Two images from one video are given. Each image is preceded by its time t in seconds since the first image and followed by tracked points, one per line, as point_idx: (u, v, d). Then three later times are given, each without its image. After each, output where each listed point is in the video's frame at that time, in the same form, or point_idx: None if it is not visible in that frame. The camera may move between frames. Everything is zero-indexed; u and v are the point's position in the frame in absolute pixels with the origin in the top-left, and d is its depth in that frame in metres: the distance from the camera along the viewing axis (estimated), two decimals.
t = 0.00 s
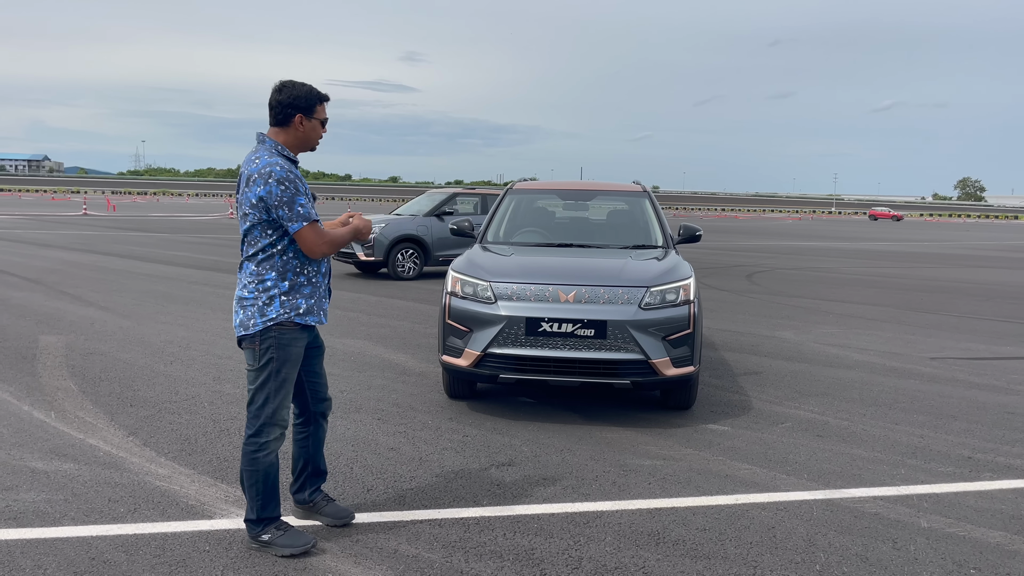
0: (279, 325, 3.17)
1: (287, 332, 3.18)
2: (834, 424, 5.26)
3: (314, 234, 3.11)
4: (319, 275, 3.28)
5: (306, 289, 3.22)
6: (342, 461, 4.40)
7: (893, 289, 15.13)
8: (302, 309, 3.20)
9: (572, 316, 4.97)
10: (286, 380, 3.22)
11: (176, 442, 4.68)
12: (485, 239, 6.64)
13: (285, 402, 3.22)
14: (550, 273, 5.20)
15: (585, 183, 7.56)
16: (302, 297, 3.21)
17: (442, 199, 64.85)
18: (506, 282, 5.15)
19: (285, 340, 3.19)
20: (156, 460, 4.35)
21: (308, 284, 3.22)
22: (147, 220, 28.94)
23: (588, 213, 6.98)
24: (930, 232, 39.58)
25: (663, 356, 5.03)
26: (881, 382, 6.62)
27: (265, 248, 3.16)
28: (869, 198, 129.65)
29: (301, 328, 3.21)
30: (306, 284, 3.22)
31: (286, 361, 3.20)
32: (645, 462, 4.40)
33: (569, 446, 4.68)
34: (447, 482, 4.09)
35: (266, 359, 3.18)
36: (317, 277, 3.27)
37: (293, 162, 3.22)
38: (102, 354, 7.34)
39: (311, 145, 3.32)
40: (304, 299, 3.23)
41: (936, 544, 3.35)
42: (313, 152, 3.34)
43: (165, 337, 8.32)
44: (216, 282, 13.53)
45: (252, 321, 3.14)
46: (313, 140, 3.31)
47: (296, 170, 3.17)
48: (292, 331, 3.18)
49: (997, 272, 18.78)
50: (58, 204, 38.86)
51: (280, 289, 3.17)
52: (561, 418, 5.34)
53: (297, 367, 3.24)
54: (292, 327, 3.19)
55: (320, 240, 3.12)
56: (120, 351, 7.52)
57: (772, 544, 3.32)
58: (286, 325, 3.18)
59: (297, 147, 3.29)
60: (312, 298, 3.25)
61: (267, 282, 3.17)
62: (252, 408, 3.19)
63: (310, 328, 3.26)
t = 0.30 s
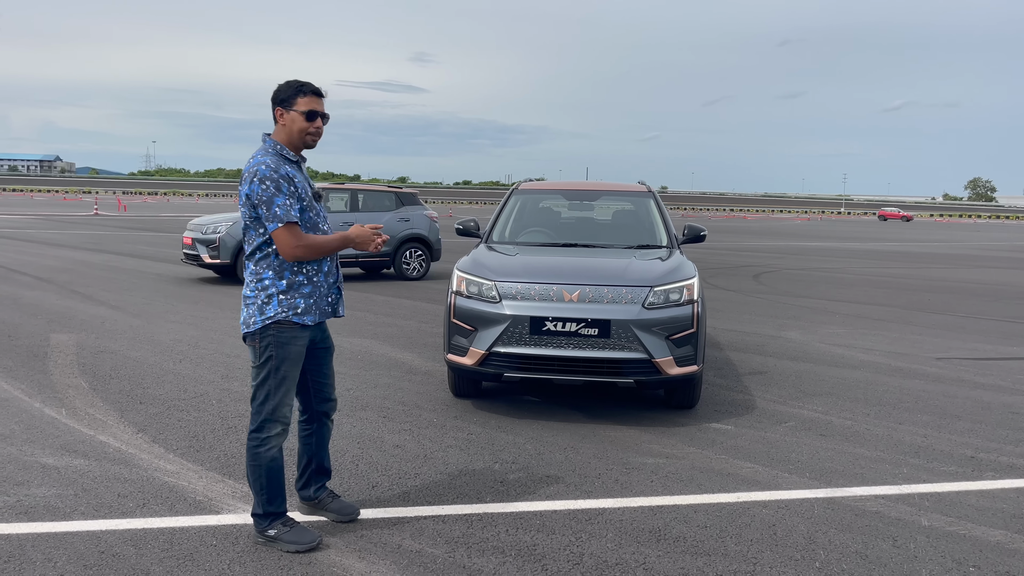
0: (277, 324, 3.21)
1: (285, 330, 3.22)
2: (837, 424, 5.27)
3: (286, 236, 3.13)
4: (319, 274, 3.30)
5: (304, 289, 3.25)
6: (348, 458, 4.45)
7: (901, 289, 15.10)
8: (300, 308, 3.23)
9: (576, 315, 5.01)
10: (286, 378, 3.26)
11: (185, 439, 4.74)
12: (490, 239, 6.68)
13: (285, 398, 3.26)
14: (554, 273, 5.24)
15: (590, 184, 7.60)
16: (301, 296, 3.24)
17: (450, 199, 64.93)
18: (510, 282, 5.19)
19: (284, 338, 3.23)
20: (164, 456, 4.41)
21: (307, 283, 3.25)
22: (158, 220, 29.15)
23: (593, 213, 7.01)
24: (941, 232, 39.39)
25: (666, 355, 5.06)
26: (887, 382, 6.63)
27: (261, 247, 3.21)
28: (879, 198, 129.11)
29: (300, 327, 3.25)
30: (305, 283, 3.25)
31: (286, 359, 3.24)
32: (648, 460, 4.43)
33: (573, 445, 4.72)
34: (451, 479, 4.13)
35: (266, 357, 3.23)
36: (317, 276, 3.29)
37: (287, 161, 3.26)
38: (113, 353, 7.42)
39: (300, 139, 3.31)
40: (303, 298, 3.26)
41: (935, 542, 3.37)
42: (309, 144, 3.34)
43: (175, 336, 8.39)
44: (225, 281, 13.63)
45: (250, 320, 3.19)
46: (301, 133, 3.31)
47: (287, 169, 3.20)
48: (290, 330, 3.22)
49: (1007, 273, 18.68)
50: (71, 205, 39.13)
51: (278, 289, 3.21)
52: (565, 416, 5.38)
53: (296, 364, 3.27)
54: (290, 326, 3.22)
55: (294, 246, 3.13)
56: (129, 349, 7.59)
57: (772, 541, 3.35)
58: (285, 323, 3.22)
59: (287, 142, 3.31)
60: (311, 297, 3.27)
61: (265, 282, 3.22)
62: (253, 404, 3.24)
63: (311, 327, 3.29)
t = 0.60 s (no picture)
0: (263, 318, 3.29)
1: (271, 325, 3.29)
2: (840, 424, 5.28)
3: (244, 223, 3.20)
4: (305, 270, 3.33)
5: (287, 284, 3.30)
6: (352, 454, 4.51)
7: (910, 290, 15.06)
8: (285, 303, 3.29)
9: (579, 314, 5.04)
10: (275, 373, 3.30)
11: (192, 435, 4.80)
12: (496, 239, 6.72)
13: (277, 393, 3.29)
14: (557, 272, 5.27)
15: (596, 183, 7.62)
16: (286, 291, 3.30)
17: (460, 198, 65.03)
18: (515, 281, 5.22)
19: (271, 333, 3.29)
20: (172, 451, 4.47)
21: (292, 277, 3.30)
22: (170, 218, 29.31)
23: (598, 213, 7.03)
24: (952, 233, 39.16)
25: (669, 354, 5.09)
26: (891, 382, 6.63)
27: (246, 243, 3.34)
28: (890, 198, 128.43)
29: (287, 322, 3.29)
30: (291, 278, 3.31)
31: (274, 354, 3.29)
32: (650, 459, 4.46)
33: (576, 443, 4.75)
34: (454, 476, 4.18)
35: (256, 351, 3.32)
36: (304, 271, 3.33)
37: (275, 158, 3.36)
38: (122, 350, 7.50)
39: (290, 135, 3.38)
40: (290, 294, 3.31)
41: (934, 541, 3.38)
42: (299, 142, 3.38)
43: (184, 334, 8.46)
44: (234, 280, 13.72)
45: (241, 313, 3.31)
46: (291, 129, 3.37)
47: (264, 164, 3.30)
48: (275, 324, 3.28)
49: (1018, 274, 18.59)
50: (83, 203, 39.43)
51: (264, 284, 3.30)
52: (568, 415, 5.41)
53: (284, 359, 3.30)
54: (276, 321, 3.29)
55: (250, 234, 3.18)
56: (139, 347, 7.67)
57: (771, 539, 3.38)
58: (271, 318, 3.29)
59: (282, 140, 3.40)
60: (296, 293, 3.31)
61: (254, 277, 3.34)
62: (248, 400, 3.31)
63: (300, 323, 3.32)
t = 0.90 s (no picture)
0: (268, 311, 3.40)
1: (276, 318, 3.39)
2: (843, 424, 5.31)
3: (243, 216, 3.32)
4: (308, 266, 3.41)
5: (290, 278, 3.40)
6: (357, 451, 4.56)
7: (918, 291, 15.02)
8: (289, 297, 3.39)
9: (582, 313, 5.07)
10: (278, 365, 3.39)
11: (199, 431, 4.86)
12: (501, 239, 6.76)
13: (279, 384, 3.37)
14: (561, 272, 5.31)
15: (600, 184, 7.65)
16: (290, 286, 3.40)
17: (468, 198, 65.12)
18: (519, 280, 5.27)
19: (275, 325, 3.40)
20: (179, 448, 4.54)
21: (295, 273, 3.40)
22: (180, 217, 29.53)
23: (601, 213, 7.07)
24: (962, 234, 38.98)
25: (672, 354, 5.12)
26: (895, 383, 6.64)
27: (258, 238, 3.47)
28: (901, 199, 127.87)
29: (289, 315, 3.39)
30: (295, 273, 3.40)
31: (277, 346, 3.38)
32: (652, 457, 4.49)
33: (578, 441, 4.79)
34: (457, 473, 4.22)
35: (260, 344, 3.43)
36: (307, 267, 3.41)
37: (294, 160, 3.47)
38: (131, 348, 7.58)
39: (310, 140, 3.47)
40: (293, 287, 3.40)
41: (932, 540, 3.41)
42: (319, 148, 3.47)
43: (192, 332, 8.54)
44: (243, 279, 13.80)
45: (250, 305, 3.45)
46: (311, 133, 3.46)
47: (280, 165, 3.43)
48: (279, 317, 3.39)
49: None
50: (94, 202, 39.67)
51: (271, 278, 3.42)
52: (572, 413, 5.45)
53: (285, 351, 3.39)
54: (280, 314, 3.39)
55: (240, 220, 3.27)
56: (148, 345, 7.74)
57: (769, 537, 3.41)
58: (276, 311, 3.40)
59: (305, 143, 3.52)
60: (299, 288, 3.40)
61: (266, 273, 3.46)
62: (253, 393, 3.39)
63: (303, 316, 3.41)
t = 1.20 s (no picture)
0: (281, 307, 3.46)
1: (287, 313, 3.45)
2: (844, 424, 5.31)
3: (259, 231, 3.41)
4: (319, 264, 3.45)
5: (302, 275, 3.45)
6: (360, 449, 4.59)
7: (924, 292, 14.97)
8: (300, 293, 3.44)
9: (584, 313, 5.09)
10: (289, 359, 3.45)
11: (203, 429, 4.90)
12: (505, 239, 6.78)
13: (290, 379, 3.44)
14: (564, 272, 5.33)
15: (604, 184, 7.67)
16: (302, 282, 3.45)
17: (475, 198, 65.17)
18: (521, 280, 5.29)
19: (286, 321, 3.45)
20: (183, 445, 4.57)
21: (307, 270, 3.44)
22: (187, 217, 29.62)
23: (605, 214, 7.09)
24: (971, 234, 38.80)
25: (673, 354, 5.13)
26: (898, 383, 6.64)
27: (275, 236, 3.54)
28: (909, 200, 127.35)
29: (300, 311, 3.44)
30: (306, 271, 3.45)
31: (288, 340, 3.44)
32: (653, 456, 4.51)
33: (579, 440, 4.81)
34: (457, 471, 4.25)
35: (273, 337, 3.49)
36: (318, 265, 3.45)
37: (312, 160, 3.51)
38: (137, 346, 7.64)
39: (330, 138, 3.51)
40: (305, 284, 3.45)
41: (930, 539, 3.42)
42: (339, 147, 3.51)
43: (197, 331, 8.59)
44: (249, 278, 13.85)
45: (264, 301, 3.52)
46: (331, 131, 3.50)
47: (297, 166, 3.48)
48: (290, 312, 3.44)
49: None
50: (103, 201, 39.87)
51: (284, 275, 3.48)
52: (573, 413, 5.48)
53: (297, 346, 3.45)
54: (291, 309, 3.44)
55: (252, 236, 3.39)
56: (154, 344, 7.79)
57: (768, 535, 3.42)
58: (288, 307, 3.46)
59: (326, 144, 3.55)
60: (311, 285, 3.44)
61: (281, 269, 3.53)
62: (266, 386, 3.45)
63: (313, 312, 3.45)
